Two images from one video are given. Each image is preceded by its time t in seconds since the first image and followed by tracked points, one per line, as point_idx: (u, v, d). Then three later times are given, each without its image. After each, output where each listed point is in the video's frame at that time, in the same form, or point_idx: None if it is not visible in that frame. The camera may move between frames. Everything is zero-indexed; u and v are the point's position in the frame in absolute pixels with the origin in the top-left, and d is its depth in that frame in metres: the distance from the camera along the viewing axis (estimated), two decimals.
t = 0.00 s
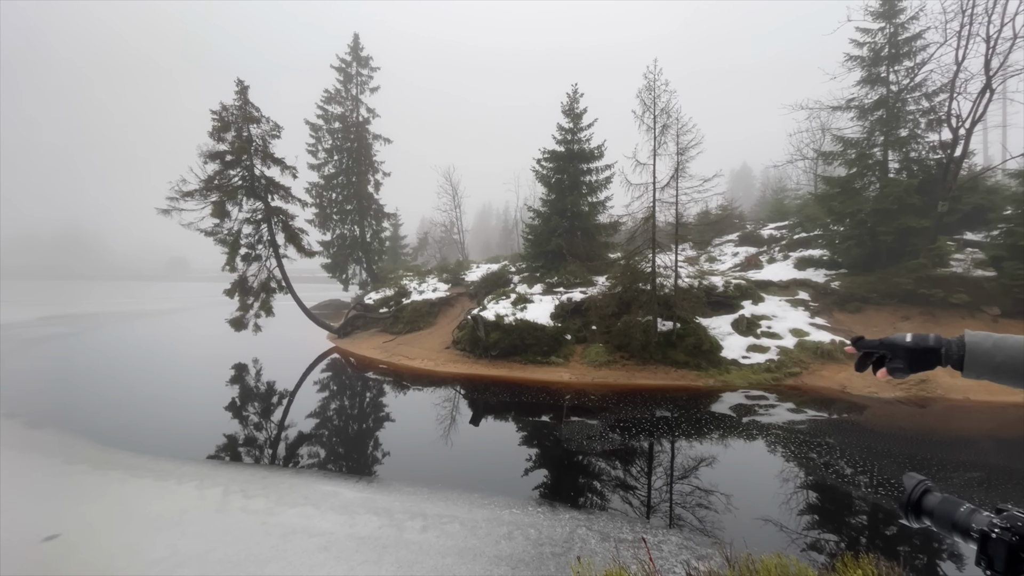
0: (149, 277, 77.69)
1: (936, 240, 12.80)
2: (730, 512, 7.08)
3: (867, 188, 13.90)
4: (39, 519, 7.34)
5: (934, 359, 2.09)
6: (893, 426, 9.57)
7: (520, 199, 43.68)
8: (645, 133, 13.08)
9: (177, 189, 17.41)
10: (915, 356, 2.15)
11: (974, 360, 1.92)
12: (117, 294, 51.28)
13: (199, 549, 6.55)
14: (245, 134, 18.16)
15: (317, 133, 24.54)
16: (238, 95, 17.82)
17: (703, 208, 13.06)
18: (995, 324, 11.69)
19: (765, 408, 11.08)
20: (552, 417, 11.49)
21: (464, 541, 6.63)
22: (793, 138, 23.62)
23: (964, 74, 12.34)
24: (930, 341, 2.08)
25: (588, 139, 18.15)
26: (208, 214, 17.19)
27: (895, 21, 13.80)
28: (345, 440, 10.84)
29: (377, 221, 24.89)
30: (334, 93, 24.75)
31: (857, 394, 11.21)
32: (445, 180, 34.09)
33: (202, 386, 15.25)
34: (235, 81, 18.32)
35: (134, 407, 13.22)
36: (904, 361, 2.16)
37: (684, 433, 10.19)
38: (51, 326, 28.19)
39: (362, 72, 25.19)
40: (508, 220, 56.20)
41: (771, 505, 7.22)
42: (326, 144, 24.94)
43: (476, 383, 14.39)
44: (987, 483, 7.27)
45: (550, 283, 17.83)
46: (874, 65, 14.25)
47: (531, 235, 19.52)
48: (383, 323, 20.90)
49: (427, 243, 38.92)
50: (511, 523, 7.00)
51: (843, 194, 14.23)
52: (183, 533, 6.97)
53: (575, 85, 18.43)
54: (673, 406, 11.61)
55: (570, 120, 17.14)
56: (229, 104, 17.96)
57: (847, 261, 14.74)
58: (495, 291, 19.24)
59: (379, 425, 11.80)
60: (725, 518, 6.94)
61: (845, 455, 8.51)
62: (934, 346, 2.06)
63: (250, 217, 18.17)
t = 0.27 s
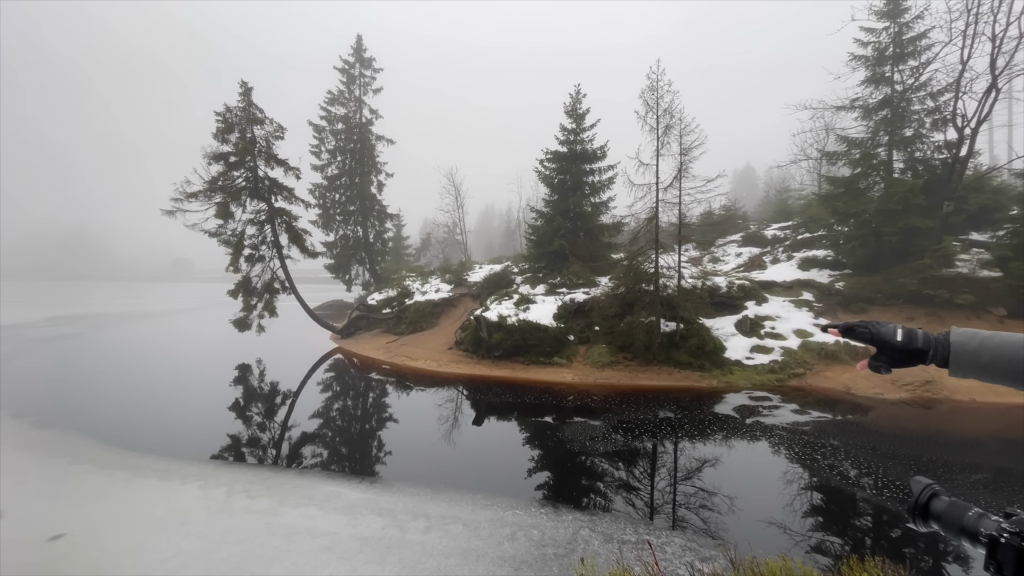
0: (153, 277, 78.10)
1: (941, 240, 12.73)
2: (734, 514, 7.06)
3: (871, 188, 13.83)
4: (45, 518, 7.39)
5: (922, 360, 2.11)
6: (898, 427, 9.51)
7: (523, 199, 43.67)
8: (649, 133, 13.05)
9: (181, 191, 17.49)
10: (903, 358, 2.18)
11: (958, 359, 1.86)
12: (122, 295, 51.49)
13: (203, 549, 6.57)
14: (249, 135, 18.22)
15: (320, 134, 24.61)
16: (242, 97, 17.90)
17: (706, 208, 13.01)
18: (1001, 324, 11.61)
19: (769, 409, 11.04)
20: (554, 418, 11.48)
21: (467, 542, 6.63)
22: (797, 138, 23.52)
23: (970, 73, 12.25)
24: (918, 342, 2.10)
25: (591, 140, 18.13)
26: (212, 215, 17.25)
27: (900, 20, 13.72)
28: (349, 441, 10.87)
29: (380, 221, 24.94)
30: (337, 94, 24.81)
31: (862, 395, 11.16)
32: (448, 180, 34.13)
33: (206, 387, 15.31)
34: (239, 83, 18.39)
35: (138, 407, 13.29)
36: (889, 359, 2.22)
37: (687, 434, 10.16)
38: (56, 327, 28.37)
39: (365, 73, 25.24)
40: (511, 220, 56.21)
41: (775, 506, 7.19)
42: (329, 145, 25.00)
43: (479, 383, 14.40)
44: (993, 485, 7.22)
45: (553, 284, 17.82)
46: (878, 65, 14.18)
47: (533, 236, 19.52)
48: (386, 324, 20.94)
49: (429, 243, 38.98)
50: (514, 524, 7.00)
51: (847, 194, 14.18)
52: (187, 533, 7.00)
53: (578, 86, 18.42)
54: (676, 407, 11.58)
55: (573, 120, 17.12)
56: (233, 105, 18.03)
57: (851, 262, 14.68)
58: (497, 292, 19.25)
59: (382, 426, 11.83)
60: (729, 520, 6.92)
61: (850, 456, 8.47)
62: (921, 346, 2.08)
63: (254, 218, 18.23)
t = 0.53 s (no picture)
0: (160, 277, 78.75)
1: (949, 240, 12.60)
2: (739, 516, 7.02)
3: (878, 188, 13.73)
4: (53, 516, 7.45)
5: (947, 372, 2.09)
6: (906, 429, 9.43)
7: (527, 200, 43.68)
8: (653, 133, 13.02)
9: (188, 191, 17.61)
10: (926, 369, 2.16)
11: (978, 373, 1.84)
12: (129, 295, 51.92)
13: (209, 548, 6.61)
14: (255, 136, 18.33)
15: (325, 135, 24.71)
16: (248, 98, 18.01)
17: (711, 208, 12.95)
18: (1010, 325, 11.49)
19: (774, 410, 10.97)
20: (559, 418, 11.47)
21: (471, 542, 6.63)
22: (803, 137, 23.38)
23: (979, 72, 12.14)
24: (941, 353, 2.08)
25: (595, 140, 18.10)
26: (218, 215, 17.36)
27: (908, 19, 13.61)
28: (353, 440, 10.90)
29: (384, 222, 25.02)
30: (342, 95, 24.90)
31: (869, 396, 11.07)
32: (452, 180, 34.18)
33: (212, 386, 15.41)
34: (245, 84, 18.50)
35: (145, 405, 13.40)
36: (913, 370, 2.20)
37: (692, 434, 10.12)
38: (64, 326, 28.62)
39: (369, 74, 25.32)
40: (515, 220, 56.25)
41: (780, 508, 7.14)
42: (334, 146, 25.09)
43: (483, 383, 14.42)
44: (1003, 488, 7.14)
45: (557, 284, 17.81)
46: (885, 64, 14.08)
47: (538, 236, 19.51)
48: (391, 323, 21.00)
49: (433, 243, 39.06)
50: (518, 525, 7.00)
51: (855, 194, 14.12)
52: (194, 531, 7.04)
53: (583, 85, 18.39)
54: (681, 408, 11.54)
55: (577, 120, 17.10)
56: (239, 106, 18.14)
57: (858, 262, 14.57)
58: (502, 292, 19.25)
59: (386, 425, 11.86)
60: (735, 521, 6.89)
61: (857, 458, 8.40)
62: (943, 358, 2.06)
63: (260, 218, 18.33)
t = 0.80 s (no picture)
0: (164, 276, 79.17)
1: (955, 240, 12.52)
2: (742, 516, 7.00)
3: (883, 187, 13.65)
4: (59, 514, 7.51)
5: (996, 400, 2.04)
6: (911, 429, 9.37)
7: (530, 199, 43.64)
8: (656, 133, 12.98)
9: (192, 191, 17.70)
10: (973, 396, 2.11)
11: None
12: (133, 294, 52.15)
13: (213, 546, 6.64)
14: (258, 136, 18.40)
15: (329, 135, 24.76)
16: (252, 98, 18.08)
17: (714, 208, 12.91)
18: (1017, 326, 11.40)
19: (778, 411, 10.93)
20: (561, 418, 11.46)
21: (474, 541, 6.64)
22: (807, 137, 23.26)
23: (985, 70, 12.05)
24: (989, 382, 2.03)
25: (598, 139, 18.07)
26: (222, 215, 17.44)
27: (913, 17, 13.52)
28: (356, 440, 10.93)
29: (387, 221, 25.07)
30: (345, 95, 24.95)
31: (873, 397, 11.00)
32: (455, 180, 34.19)
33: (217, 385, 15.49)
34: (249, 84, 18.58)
35: (150, 404, 13.48)
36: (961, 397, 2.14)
37: (695, 435, 10.09)
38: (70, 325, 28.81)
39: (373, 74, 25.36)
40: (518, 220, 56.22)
41: (784, 509, 7.11)
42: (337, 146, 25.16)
43: (486, 383, 14.43)
44: (1009, 490, 7.08)
45: (560, 284, 17.80)
46: (891, 62, 13.98)
47: (541, 236, 19.50)
48: (394, 323, 21.04)
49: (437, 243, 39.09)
50: (521, 524, 7.00)
51: (859, 193, 14.04)
52: (198, 530, 7.09)
53: (586, 85, 18.34)
54: (684, 408, 11.51)
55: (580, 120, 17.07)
56: (243, 107, 18.21)
57: (862, 262, 14.49)
58: (505, 292, 19.24)
59: (389, 425, 11.89)
60: (738, 522, 6.87)
61: (861, 459, 8.36)
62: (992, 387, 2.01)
63: (263, 218, 18.40)
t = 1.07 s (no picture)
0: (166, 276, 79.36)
1: (957, 240, 12.48)
2: (744, 516, 6.99)
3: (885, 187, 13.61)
4: (61, 513, 7.53)
5: None
6: (912, 430, 9.34)
7: (531, 200, 43.64)
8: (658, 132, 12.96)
9: (194, 191, 17.73)
10: None
11: None
12: (135, 294, 52.26)
13: (214, 546, 6.65)
14: (260, 136, 18.42)
15: (330, 135, 24.78)
16: (253, 98, 18.11)
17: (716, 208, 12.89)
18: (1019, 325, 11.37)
19: (779, 411, 10.92)
20: (562, 418, 11.46)
21: (475, 541, 6.64)
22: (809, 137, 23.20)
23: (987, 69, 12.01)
24: None
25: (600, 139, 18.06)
26: (224, 215, 17.47)
27: (916, 17, 13.48)
28: (357, 440, 10.94)
29: (389, 221, 25.08)
30: (347, 95, 24.96)
31: (875, 397, 10.98)
32: (456, 180, 34.18)
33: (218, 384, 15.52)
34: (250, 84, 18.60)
35: (152, 404, 13.51)
36: None
37: (697, 435, 10.08)
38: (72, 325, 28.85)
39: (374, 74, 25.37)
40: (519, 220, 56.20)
41: (785, 509, 7.10)
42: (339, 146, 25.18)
43: (487, 383, 14.43)
44: (1011, 490, 7.06)
45: (561, 284, 17.79)
46: (893, 62, 13.94)
47: (542, 236, 19.49)
48: (395, 323, 21.06)
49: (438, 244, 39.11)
50: (521, 524, 7.00)
51: (861, 193, 14.00)
52: (199, 529, 7.09)
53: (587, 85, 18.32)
54: (685, 408, 11.50)
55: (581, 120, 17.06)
56: (245, 107, 18.24)
57: (864, 262, 14.46)
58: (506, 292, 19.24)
59: (391, 425, 11.90)
60: (739, 522, 6.86)
61: (862, 459, 8.34)
62: None
63: (265, 218, 18.42)
